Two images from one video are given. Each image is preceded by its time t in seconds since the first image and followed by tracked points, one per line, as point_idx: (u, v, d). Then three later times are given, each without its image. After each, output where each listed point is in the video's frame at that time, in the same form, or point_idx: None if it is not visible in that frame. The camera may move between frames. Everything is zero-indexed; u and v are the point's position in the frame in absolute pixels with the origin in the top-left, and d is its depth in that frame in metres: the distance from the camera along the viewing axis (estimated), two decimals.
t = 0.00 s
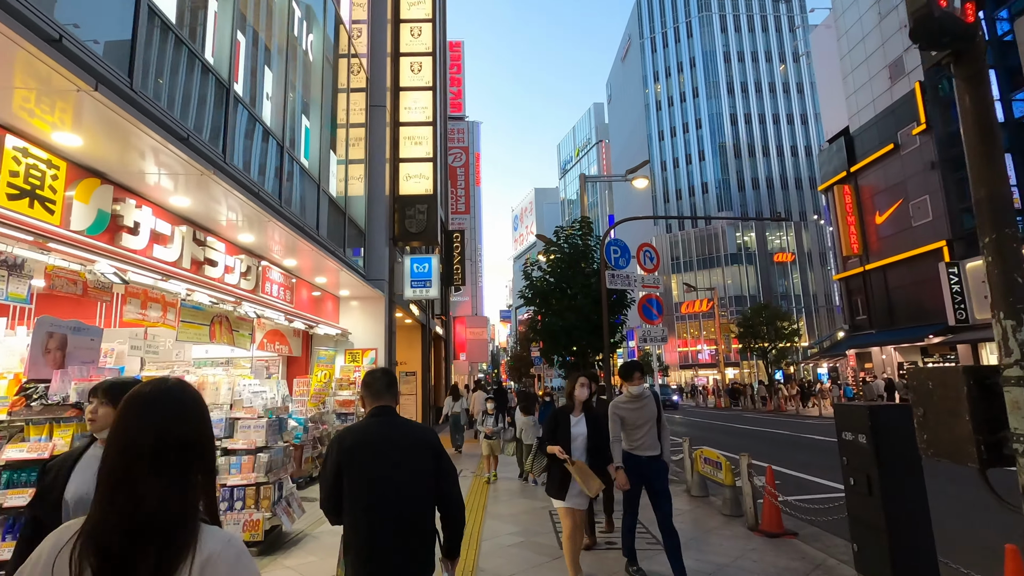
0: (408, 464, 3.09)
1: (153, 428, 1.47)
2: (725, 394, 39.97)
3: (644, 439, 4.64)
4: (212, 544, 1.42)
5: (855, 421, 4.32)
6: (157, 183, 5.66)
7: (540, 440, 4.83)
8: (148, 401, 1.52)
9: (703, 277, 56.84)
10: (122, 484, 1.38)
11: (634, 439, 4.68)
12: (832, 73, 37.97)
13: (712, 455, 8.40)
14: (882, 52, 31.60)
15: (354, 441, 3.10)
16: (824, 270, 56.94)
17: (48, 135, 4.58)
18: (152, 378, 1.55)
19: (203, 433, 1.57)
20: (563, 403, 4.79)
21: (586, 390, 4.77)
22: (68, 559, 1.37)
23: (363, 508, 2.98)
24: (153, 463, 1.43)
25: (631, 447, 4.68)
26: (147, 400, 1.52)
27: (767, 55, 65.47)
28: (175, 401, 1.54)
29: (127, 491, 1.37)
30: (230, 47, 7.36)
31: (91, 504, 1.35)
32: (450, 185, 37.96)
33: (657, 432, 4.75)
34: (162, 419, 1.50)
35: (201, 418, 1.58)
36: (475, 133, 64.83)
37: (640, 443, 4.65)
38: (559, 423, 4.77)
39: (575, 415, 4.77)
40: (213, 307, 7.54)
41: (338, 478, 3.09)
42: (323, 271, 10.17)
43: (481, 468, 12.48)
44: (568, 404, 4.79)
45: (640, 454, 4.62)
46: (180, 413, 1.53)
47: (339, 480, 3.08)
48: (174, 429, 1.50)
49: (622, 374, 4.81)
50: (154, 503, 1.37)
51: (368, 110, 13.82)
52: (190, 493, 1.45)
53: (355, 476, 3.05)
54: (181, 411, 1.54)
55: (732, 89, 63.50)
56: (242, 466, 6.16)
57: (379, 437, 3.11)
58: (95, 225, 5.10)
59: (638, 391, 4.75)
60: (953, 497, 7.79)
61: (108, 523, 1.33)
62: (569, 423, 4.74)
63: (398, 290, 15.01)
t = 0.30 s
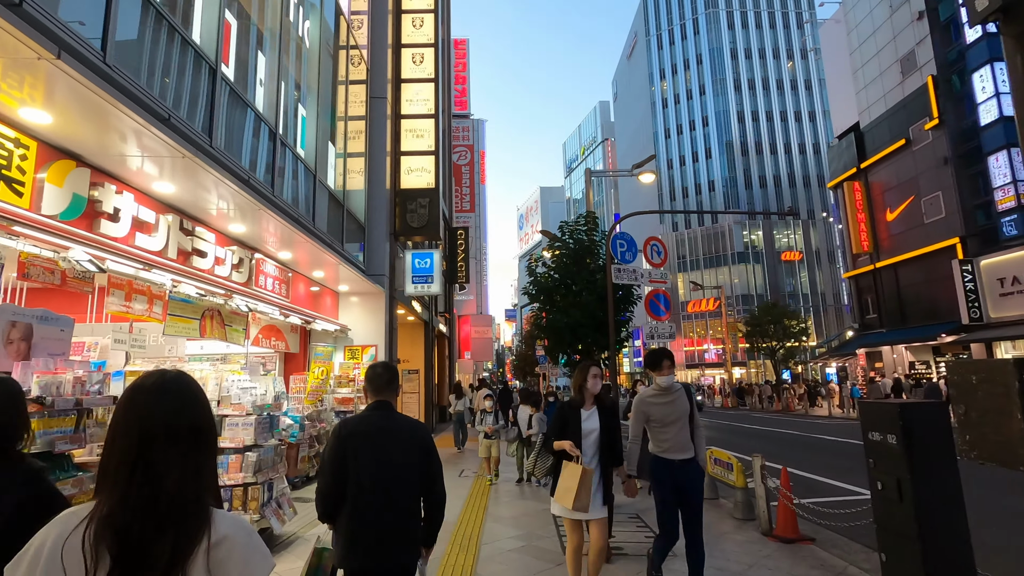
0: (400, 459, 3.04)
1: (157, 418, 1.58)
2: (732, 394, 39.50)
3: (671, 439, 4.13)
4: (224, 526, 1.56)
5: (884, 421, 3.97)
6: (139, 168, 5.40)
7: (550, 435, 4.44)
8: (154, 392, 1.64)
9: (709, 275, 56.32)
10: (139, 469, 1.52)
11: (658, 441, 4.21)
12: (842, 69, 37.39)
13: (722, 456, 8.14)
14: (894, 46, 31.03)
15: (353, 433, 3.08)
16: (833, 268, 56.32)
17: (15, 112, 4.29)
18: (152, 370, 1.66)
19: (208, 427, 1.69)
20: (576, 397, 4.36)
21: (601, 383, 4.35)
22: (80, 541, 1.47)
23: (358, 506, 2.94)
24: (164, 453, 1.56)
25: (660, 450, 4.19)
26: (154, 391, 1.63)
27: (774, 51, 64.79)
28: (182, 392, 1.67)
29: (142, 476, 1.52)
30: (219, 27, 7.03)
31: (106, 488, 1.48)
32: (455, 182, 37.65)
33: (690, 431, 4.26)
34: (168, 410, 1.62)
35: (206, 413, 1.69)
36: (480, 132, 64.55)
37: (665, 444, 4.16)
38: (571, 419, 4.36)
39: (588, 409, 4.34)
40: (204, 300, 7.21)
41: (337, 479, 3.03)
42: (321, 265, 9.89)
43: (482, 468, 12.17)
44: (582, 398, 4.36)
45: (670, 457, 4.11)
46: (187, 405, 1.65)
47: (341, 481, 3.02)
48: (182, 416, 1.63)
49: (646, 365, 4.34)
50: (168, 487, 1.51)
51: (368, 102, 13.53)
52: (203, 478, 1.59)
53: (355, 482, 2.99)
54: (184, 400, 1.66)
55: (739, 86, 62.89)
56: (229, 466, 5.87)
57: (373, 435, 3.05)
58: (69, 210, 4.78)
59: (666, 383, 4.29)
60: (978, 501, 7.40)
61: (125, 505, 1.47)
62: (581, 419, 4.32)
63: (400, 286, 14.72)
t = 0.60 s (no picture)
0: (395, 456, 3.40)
1: (153, 415, 1.62)
2: (736, 393, 39.15)
3: (701, 452, 3.52)
4: (224, 505, 1.66)
5: (916, 424, 3.67)
6: (120, 155, 5.16)
7: (564, 446, 3.68)
8: (153, 386, 1.67)
9: (713, 274, 55.94)
10: (137, 460, 1.56)
11: (688, 456, 3.58)
12: (849, 64, 36.95)
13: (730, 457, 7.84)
14: (902, 40, 30.58)
15: (355, 436, 3.43)
16: (838, 266, 55.91)
17: None
18: (152, 363, 1.70)
19: (206, 420, 1.72)
20: (598, 403, 3.64)
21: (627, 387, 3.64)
22: (85, 526, 1.54)
23: (358, 500, 3.31)
24: (162, 444, 1.60)
25: (687, 463, 3.59)
26: (154, 386, 1.67)
27: (779, 48, 64.27)
28: (178, 385, 1.70)
29: (142, 467, 1.56)
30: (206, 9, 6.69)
31: (106, 479, 1.53)
32: (457, 180, 37.34)
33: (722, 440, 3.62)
34: (164, 402, 1.65)
35: (202, 406, 1.73)
36: (482, 130, 64.24)
37: (698, 461, 3.52)
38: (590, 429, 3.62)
39: (610, 418, 3.62)
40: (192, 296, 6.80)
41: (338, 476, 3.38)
42: (317, 260, 9.60)
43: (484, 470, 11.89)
44: (604, 405, 3.64)
45: (698, 472, 3.51)
46: (184, 397, 1.69)
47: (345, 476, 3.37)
48: (180, 412, 1.66)
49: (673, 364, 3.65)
50: (169, 474, 1.57)
51: (367, 95, 13.23)
52: (201, 467, 1.63)
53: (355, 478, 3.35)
54: (180, 393, 1.69)
55: (743, 83, 62.38)
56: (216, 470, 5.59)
57: (370, 433, 3.40)
58: (42, 199, 4.45)
59: (691, 386, 3.61)
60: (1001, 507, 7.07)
61: (125, 494, 1.52)
62: (602, 429, 3.59)
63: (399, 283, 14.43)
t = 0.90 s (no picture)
0: (398, 443, 3.75)
1: (173, 420, 1.65)
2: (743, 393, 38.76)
3: (750, 471, 2.93)
4: (227, 512, 1.66)
5: (960, 428, 3.34)
6: (104, 140, 4.88)
7: (590, 448, 3.06)
8: (173, 392, 1.71)
9: (719, 273, 55.49)
10: (155, 461, 1.59)
11: (732, 473, 3.00)
12: (858, 60, 36.37)
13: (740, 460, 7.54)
14: (913, 35, 30.01)
15: (362, 424, 3.79)
16: (845, 265, 55.31)
17: None
18: (170, 371, 1.74)
19: (219, 428, 1.76)
20: (634, 403, 3.08)
21: (669, 384, 3.05)
22: (99, 525, 1.55)
23: (365, 481, 3.67)
24: (178, 448, 1.63)
25: (728, 481, 3.01)
26: (174, 395, 1.70)
27: (786, 45, 63.61)
28: (195, 393, 1.74)
29: (159, 470, 1.59)
30: None
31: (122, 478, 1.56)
32: (460, 178, 37.06)
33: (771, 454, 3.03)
34: (185, 406, 1.69)
35: (215, 411, 1.76)
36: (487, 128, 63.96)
37: (747, 481, 2.94)
38: (620, 433, 3.04)
39: (646, 419, 3.06)
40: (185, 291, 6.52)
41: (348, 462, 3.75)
42: (316, 254, 9.31)
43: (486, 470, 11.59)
44: (640, 405, 3.08)
45: (746, 495, 2.93)
46: (202, 403, 1.74)
47: (350, 465, 3.73)
48: (199, 418, 1.71)
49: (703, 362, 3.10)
50: (183, 474, 1.61)
51: (368, 88, 12.93)
52: (213, 469, 1.67)
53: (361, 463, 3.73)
54: (199, 401, 1.73)
55: (750, 80, 61.80)
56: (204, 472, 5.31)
57: (375, 424, 3.77)
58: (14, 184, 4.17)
59: (724, 386, 3.03)
60: None
61: (141, 494, 1.54)
62: (636, 432, 3.04)
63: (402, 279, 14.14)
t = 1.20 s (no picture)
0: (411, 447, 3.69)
1: (197, 417, 1.74)
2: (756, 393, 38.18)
3: (819, 494, 2.46)
4: (251, 500, 1.77)
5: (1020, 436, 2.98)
6: (91, 127, 4.63)
7: (623, 488, 2.44)
8: (197, 393, 1.80)
9: (731, 271, 54.81)
10: (182, 455, 1.69)
11: (790, 496, 2.54)
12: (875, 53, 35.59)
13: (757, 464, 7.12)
14: (933, 26, 29.22)
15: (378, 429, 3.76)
16: (860, 262, 54.32)
17: None
18: (191, 369, 1.82)
19: (240, 426, 1.86)
20: (680, 425, 2.44)
21: (722, 393, 2.47)
22: (130, 515, 1.66)
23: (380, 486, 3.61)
24: (204, 440, 1.73)
25: (790, 507, 2.54)
26: (197, 394, 1.80)
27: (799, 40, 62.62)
28: (221, 392, 1.84)
29: (183, 465, 1.68)
30: None
31: (152, 468, 1.67)
32: (469, 176, 36.79)
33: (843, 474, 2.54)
34: (210, 406, 1.79)
35: (237, 408, 1.86)
36: (496, 127, 63.71)
37: (806, 510, 2.49)
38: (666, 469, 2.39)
39: (698, 445, 2.41)
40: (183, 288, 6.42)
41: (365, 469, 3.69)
42: (319, 250, 9.04)
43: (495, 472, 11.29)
44: (688, 425, 2.45)
45: (814, 522, 2.46)
46: (223, 399, 1.83)
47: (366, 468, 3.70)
48: (222, 413, 1.81)
49: (765, 369, 2.57)
50: (210, 467, 1.71)
51: (374, 80, 12.65)
52: (237, 461, 1.78)
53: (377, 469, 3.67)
54: (220, 401, 1.82)
55: (762, 76, 60.87)
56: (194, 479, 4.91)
57: (388, 424, 3.76)
58: None
59: (791, 391, 2.53)
60: None
61: (169, 484, 1.65)
62: (684, 464, 2.38)
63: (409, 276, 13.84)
